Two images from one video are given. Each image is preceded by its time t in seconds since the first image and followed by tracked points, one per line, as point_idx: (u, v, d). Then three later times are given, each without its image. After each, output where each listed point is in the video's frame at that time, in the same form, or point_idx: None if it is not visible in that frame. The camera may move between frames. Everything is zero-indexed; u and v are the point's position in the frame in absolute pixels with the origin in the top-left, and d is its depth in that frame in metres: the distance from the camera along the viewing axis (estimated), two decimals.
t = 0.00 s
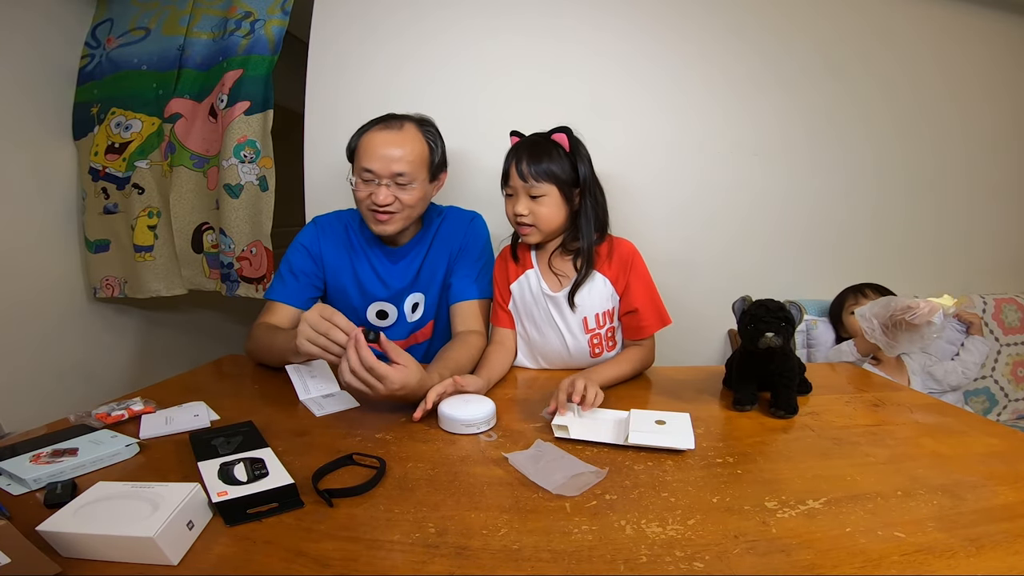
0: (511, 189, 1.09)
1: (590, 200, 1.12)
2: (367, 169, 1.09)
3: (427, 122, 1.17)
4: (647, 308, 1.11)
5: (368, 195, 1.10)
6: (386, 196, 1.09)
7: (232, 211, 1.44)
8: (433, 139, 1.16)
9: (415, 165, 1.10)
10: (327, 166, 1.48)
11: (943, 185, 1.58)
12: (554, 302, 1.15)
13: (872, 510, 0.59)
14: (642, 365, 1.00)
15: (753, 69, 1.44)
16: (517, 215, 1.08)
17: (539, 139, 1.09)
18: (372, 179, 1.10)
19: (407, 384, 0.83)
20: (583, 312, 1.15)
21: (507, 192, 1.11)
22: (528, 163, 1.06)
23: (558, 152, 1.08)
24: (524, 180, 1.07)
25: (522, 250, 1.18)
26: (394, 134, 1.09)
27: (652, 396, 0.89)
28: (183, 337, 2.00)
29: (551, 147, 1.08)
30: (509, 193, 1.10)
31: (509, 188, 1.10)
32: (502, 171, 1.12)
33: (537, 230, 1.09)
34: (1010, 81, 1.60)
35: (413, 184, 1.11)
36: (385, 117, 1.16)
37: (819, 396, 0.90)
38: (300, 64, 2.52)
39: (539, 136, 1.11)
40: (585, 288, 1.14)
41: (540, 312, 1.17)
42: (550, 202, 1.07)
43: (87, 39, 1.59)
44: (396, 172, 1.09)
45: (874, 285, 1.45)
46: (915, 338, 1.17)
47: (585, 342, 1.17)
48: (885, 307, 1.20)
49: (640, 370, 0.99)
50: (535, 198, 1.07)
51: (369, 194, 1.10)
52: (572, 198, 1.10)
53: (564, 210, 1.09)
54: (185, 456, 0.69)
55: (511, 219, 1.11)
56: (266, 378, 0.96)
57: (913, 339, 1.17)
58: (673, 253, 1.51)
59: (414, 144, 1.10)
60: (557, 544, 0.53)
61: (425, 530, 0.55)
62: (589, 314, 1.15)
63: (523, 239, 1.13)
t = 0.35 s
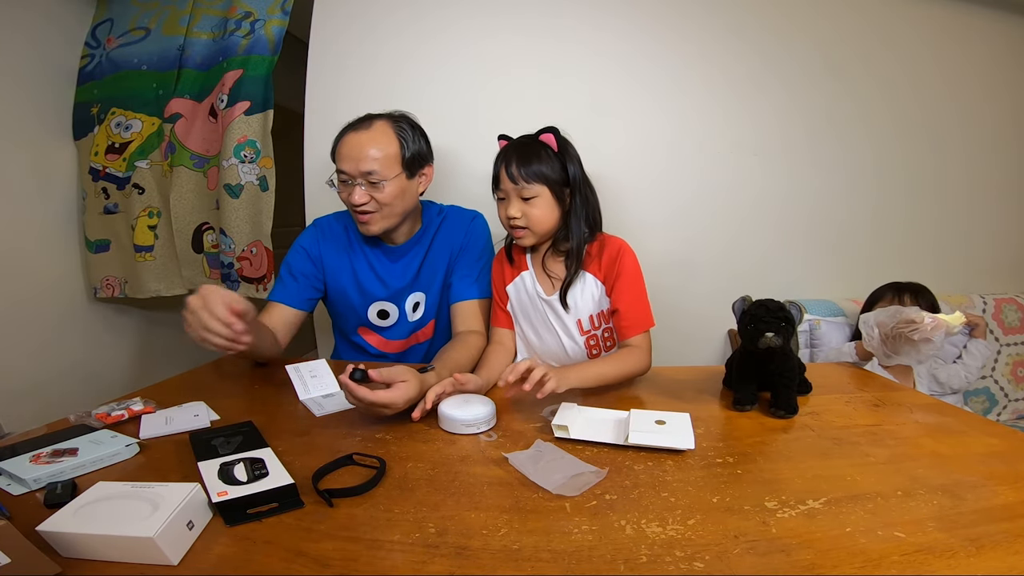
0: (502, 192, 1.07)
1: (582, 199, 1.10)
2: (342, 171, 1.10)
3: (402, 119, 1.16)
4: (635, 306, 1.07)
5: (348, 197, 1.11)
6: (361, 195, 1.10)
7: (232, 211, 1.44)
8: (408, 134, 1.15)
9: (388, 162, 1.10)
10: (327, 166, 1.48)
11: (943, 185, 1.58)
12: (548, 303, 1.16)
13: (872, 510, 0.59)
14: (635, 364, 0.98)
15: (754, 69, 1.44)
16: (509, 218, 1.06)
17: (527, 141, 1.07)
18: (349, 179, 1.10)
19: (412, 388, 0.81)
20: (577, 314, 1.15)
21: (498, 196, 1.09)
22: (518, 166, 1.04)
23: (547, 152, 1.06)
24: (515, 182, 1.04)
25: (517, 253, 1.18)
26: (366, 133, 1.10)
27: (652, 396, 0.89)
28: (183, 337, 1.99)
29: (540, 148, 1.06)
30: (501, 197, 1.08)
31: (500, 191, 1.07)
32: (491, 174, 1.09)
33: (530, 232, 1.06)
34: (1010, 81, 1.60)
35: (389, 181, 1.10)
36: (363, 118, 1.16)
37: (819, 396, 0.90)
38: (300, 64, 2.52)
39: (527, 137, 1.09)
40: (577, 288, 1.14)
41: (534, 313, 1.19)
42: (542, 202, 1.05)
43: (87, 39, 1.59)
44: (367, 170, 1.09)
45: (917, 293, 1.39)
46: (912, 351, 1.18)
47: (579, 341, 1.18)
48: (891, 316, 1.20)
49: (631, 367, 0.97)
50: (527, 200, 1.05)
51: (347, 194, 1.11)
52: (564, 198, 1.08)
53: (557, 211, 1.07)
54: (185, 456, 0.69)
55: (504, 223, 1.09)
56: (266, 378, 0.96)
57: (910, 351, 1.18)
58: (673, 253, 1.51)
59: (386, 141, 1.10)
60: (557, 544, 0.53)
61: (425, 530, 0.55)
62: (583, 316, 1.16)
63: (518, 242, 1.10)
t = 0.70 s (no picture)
0: (496, 194, 1.06)
1: (575, 201, 1.11)
2: (345, 182, 1.09)
3: (396, 121, 1.14)
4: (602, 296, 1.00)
5: (350, 206, 1.11)
6: (368, 206, 1.10)
7: (232, 211, 1.44)
8: (406, 139, 1.14)
9: (391, 172, 1.10)
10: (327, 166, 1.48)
11: (943, 185, 1.58)
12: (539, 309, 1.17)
13: (872, 510, 0.59)
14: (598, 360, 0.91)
15: (755, 69, 1.44)
16: (504, 221, 1.05)
17: (522, 143, 1.07)
18: (352, 189, 1.10)
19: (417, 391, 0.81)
20: (570, 318, 1.16)
21: (492, 198, 1.08)
22: (514, 167, 1.04)
23: (542, 155, 1.06)
24: (510, 185, 1.04)
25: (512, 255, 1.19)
26: (362, 142, 1.08)
27: (652, 396, 0.89)
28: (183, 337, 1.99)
29: (535, 150, 1.06)
30: (495, 200, 1.08)
31: (494, 194, 1.07)
32: (485, 175, 1.09)
33: (525, 235, 1.06)
34: (1010, 80, 1.60)
35: (393, 190, 1.11)
36: (354, 122, 1.14)
37: (819, 396, 0.90)
38: (300, 64, 2.52)
39: (521, 139, 1.09)
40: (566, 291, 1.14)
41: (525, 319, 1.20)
42: (537, 205, 1.05)
43: (87, 39, 1.59)
44: (372, 182, 1.08)
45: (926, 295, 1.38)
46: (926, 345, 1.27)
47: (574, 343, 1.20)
48: (906, 315, 1.28)
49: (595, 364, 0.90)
50: (521, 202, 1.04)
51: (352, 204, 1.11)
52: (559, 200, 1.08)
53: (551, 213, 1.07)
54: (186, 456, 0.70)
55: (498, 226, 1.08)
56: (266, 378, 0.96)
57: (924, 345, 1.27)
58: (674, 252, 1.51)
59: (387, 150, 1.09)
60: (557, 544, 0.53)
61: (425, 530, 0.55)
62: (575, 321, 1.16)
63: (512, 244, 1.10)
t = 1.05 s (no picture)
0: (493, 194, 1.06)
1: (572, 202, 1.09)
2: (344, 179, 1.08)
3: (393, 119, 1.15)
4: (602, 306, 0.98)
5: (348, 203, 1.11)
6: (370, 202, 1.09)
7: (232, 211, 1.44)
8: (404, 137, 1.15)
9: (390, 168, 1.10)
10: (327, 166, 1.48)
11: (942, 185, 1.58)
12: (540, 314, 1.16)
13: (871, 509, 0.59)
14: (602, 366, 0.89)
15: (754, 70, 1.44)
16: (500, 221, 1.05)
17: (518, 143, 1.07)
18: (350, 186, 1.09)
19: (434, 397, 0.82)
20: (567, 322, 1.15)
21: (490, 198, 1.08)
22: (510, 167, 1.04)
23: (538, 155, 1.06)
24: (507, 184, 1.04)
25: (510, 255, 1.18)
26: (360, 139, 1.08)
27: (652, 396, 0.89)
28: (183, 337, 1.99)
29: (531, 150, 1.06)
30: (492, 199, 1.08)
31: (492, 193, 1.07)
32: (483, 175, 1.09)
33: (520, 236, 1.06)
34: (1010, 80, 1.60)
35: (392, 187, 1.11)
36: (352, 120, 1.14)
37: (819, 396, 0.90)
38: (299, 63, 2.52)
39: (519, 139, 1.09)
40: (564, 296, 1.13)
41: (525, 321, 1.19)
42: (534, 205, 1.04)
43: (87, 39, 1.59)
44: (371, 178, 1.08)
45: (912, 293, 1.41)
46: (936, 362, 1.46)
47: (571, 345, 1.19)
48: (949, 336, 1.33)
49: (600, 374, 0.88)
50: (517, 202, 1.04)
51: (351, 201, 1.10)
52: (555, 201, 1.07)
53: (548, 214, 1.06)
54: (186, 456, 0.70)
55: (495, 226, 1.08)
56: (266, 378, 0.96)
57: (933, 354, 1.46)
58: (674, 252, 1.51)
59: (384, 146, 1.09)
60: (557, 544, 0.53)
61: (425, 530, 0.55)
62: (572, 325, 1.16)
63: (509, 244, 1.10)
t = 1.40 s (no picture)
0: (509, 188, 1.09)
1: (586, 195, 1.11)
2: (359, 170, 1.09)
3: (402, 115, 1.17)
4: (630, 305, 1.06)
5: (362, 194, 1.10)
6: (382, 193, 1.10)
7: (232, 211, 1.44)
8: (414, 131, 1.17)
9: (404, 159, 1.11)
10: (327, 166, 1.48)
11: (943, 185, 1.58)
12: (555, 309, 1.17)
13: (871, 510, 0.59)
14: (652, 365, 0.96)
15: (754, 70, 1.44)
16: (515, 214, 1.08)
17: (532, 139, 1.09)
18: (363, 177, 1.10)
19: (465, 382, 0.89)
20: (579, 314, 1.16)
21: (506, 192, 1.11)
22: (525, 163, 1.06)
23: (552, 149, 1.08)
24: (521, 178, 1.06)
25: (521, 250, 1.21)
26: (376, 131, 1.09)
27: (652, 396, 0.89)
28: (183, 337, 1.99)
29: (545, 145, 1.08)
30: (507, 194, 1.10)
31: (507, 187, 1.10)
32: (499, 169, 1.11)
33: (534, 229, 1.08)
34: (1010, 81, 1.60)
35: (405, 178, 1.13)
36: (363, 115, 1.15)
37: (819, 396, 0.90)
38: (300, 63, 2.52)
39: (533, 136, 1.11)
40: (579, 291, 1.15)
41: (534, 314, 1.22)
42: (547, 198, 1.06)
43: (88, 39, 1.59)
44: (387, 168, 1.09)
45: (912, 293, 1.38)
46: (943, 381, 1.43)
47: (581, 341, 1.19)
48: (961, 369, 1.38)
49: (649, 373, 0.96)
50: (532, 196, 1.06)
51: (364, 193, 1.11)
52: (569, 195, 1.09)
53: (562, 207, 1.08)
54: (186, 456, 0.70)
55: (510, 220, 1.10)
56: (266, 378, 0.96)
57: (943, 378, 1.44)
58: (673, 252, 1.50)
59: (396, 140, 1.10)
60: (557, 544, 0.53)
61: (425, 530, 0.55)
62: (584, 317, 1.16)
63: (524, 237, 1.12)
